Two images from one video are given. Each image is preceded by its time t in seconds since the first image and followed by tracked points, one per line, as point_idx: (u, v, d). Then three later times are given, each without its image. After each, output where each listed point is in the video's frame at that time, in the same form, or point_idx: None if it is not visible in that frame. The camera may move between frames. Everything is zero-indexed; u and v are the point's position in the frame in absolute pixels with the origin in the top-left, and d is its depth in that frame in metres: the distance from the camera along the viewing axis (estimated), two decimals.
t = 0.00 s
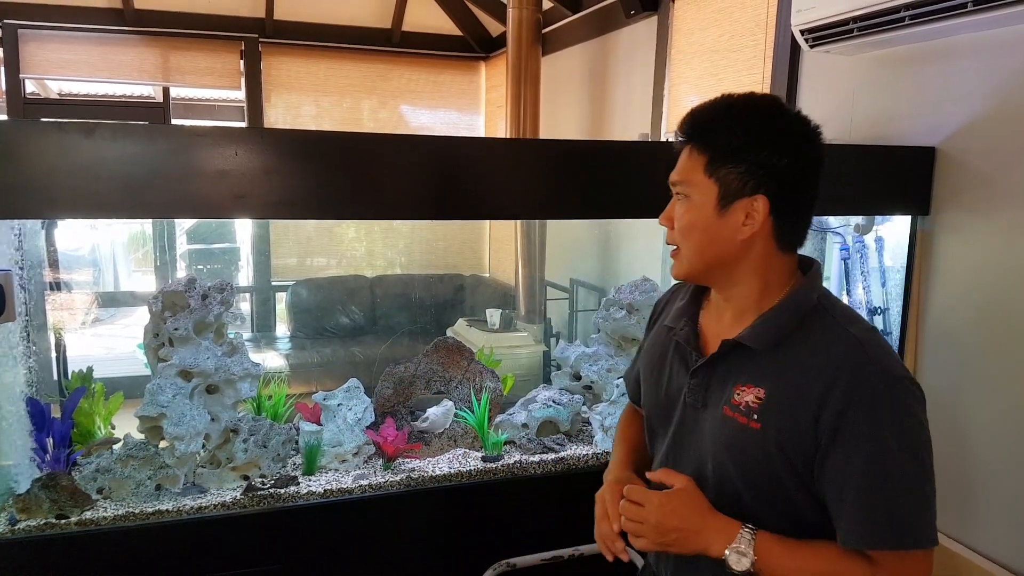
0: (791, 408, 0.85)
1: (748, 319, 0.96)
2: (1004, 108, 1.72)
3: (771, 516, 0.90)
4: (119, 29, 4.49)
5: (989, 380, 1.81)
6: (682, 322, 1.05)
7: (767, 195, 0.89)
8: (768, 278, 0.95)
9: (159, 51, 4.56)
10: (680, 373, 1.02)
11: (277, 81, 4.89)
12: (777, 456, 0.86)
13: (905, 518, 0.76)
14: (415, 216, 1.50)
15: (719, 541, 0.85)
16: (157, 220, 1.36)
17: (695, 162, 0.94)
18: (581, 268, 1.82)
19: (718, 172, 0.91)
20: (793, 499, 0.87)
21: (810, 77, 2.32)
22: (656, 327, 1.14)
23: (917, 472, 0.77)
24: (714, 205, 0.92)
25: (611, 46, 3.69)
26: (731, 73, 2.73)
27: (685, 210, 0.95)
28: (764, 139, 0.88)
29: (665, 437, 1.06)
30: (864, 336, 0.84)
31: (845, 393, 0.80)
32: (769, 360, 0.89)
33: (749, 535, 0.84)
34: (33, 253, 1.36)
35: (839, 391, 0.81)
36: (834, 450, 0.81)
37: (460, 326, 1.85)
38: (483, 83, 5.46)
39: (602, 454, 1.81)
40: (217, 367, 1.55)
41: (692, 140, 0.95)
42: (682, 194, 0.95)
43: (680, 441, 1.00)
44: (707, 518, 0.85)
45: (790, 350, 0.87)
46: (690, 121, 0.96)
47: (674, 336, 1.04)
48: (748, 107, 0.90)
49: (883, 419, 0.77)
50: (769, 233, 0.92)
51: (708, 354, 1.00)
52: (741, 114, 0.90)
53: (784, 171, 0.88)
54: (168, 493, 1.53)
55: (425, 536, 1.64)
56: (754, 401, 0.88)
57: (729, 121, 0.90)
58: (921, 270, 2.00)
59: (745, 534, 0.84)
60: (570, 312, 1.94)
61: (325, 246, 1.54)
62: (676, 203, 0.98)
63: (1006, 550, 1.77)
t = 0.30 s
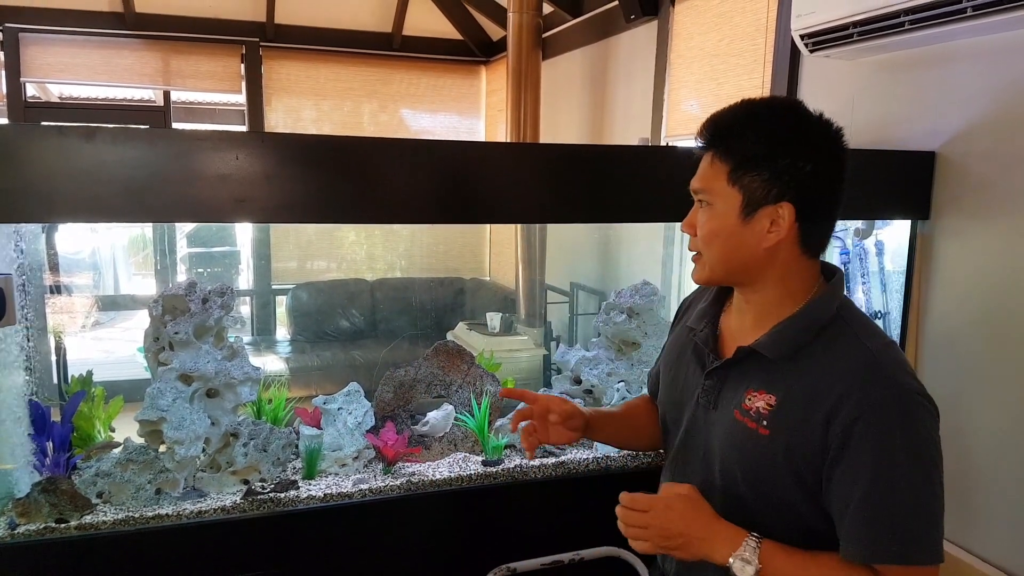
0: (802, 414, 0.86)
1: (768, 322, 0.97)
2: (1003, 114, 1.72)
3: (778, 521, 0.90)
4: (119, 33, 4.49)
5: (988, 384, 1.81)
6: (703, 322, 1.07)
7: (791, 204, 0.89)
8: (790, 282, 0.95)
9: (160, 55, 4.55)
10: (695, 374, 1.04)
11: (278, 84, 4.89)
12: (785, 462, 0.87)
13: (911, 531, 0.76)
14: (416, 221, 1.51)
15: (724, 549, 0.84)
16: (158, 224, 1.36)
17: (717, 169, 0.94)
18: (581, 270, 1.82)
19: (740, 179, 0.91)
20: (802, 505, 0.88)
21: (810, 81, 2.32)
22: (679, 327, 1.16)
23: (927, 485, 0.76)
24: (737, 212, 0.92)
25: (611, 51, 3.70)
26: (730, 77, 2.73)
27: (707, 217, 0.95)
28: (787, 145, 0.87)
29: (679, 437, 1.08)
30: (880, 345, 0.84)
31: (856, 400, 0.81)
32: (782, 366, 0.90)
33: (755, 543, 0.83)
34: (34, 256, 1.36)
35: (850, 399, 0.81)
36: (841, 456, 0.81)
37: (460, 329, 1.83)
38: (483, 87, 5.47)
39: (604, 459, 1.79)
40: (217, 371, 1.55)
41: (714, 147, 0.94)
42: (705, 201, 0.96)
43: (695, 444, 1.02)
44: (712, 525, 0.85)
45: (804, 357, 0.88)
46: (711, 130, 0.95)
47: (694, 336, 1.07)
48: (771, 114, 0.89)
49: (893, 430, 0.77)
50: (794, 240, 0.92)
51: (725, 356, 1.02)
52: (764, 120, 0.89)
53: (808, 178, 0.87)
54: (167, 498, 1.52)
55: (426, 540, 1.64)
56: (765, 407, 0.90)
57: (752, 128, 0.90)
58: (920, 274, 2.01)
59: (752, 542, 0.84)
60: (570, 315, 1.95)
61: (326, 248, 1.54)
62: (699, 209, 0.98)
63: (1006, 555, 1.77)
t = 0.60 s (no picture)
0: (802, 411, 0.85)
1: (772, 326, 0.96)
2: (1001, 119, 1.72)
3: (773, 517, 0.90)
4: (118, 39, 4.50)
5: (987, 389, 1.81)
6: (703, 326, 1.06)
7: (801, 210, 0.89)
8: (794, 284, 0.95)
9: (159, 61, 4.56)
10: (696, 378, 1.04)
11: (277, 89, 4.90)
12: (784, 458, 0.87)
13: (895, 527, 0.76)
14: (415, 227, 1.51)
15: (687, 528, 0.86)
16: (158, 229, 1.36)
17: (722, 185, 0.92)
18: (580, 274, 1.83)
19: (748, 193, 0.90)
20: (798, 501, 0.88)
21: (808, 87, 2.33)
22: (678, 330, 1.16)
23: (914, 483, 0.77)
24: (747, 226, 0.91)
25: (609, 57, 3.71)
26: (728, 82, 2.74)
27: (716, 232, 0.93)
28: (791, 151, 0.87)
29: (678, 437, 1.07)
30: (880, 345, 0.84)
31: (855, 396, 0.81)
32: (784, 365, 0.89)
33: (720, 526, 0.85)
34: (33, 261, 1.36)
35: (845, 396, 0.81)
36: (833, 450, 0.81)
37: (460, 334, 1.83)
38: (482, 92, 5.49)
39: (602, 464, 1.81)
40: (216, 376, 1.55)
41: (714, 162, 0.93)
42: (711, 217, 0.94)
43: (693, 442, 1.02)
44: (681, 504, 0.88)
45: (806, 356, 0.88)
46: (710, 141, 0.94)
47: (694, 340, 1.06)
48: (771, 124, 0.89)
49: (888, 428, 0.78)
50: (801, 245, 0.92)
51: (726, 357, 1.01)
52: (765, 127, 0.89)
53: (811, 179, 0.88)
54: (166, 504, 1.52)
55: (424, 546, 1.63)
56: (767, 404, 0.89)
57: (754, 136, 0.89)
58: (919, 278, 2.01)
59: (718, 524, 0.85)
60: (569, 320, 1.95)
61: (325, 253, 1.53)
62: (703, 225, 0.96)
63: (1006, 561, 1.77)
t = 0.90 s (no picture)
0: (796, 406, 0.85)
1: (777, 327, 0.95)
2: (998, 121, 1.73)
3: (765, 510, 0.90)
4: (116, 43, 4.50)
5: (984, 390, 1.81)
6: (701, 328, 1.05)
7: (797, 218, 0.88)
8: (795, 283, 0.94)
9: (157, 65, 4.57)
10: (696, 379, 1.03)
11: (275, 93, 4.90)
12: (780, 453, 0.87)
13: (870, 520, 0.77)
14: (412, 230, 1.51)
15: (656, 507, 0.86)
16: (155, 234, 1.36)
17: (716, 213, 0.88)
18: (578, 278, 1.83)
19: (744, 216, 0.87)
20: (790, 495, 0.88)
21: (806, 90, 2.34)
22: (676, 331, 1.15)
23: (892, 477, 0.77)
24: (750, 246, 0.88)
25: (607, 60, 3.71)
26: (725, 85, 2.74)
27: (721, 256, 0.90)
28: (772, 163, 0.86)
29: (675, 435, 1.07)
30: (872, 340, 0.85)
31: (842, 389, 0.81)
32: (781, 361, 0.89)
33: (685, 506, 0.85)
34: (30, 265, 1.36)
35: (834, 390, 0.81)
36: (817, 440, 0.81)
37: (458, 337, 1.83)
38: (480, 95, 5.49)
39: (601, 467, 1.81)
40: (214, 380, 1.56)
41: (700, 191, 0.89)
42: (711, 244, 0.90)
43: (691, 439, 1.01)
44: (650, 483, 0.88)
45: (802, 352, 0.88)
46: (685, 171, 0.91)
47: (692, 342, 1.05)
48: (751, 141, 0.87)
49: (871, 421, 0.78)
50: (800, 248, 0.91)
51: (727, 357, 1.01)
52: (741, 145, 0.87)
53: (795, 184, 0.87)
54: (164, 508, 1.52)
55: (422, 550, 1.63)
56: (763, 399, 0.89)
57: (734, 156, 0.87)
58: (917, 279, 2.01)
59: (683, 503, 0.85)
60: (567, 323, 1.93)
61: (322, 257, 1.53)
62: (702, 253, 0.92)
63: (1003, 563, 1.77)
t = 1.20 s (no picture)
0: (793, 408, 0.85)
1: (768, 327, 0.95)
2: (996, 123, 1.73)
3: (764, 512, 0.90)
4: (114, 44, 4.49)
5: (983, 392, 1.82)
6: (693, 329, 1.05)
7: (794, 216, 0.88)
8: (788, 284, 0.94)
9: (155, 67, 4.56)
10: (689, 379, 1.03)
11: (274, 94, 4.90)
12: (777, 454, 0.87)
13: (870, 520, 0.76)
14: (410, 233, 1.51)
15: (659, 507, 0.85)
16: (154, 236, 1.36)
17: (715, 206, 0.88)
18: (577, 280, 1.83)
19: (743, 210, 0.87)
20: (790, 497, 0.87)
21: (804, 91, 2.34)
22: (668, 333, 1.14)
23: (893, 478, 0.77)
24: (747, 242, 0.88)
25: (605, 62, 3.71)
26: (724, 87, 2.75)
27: (717, 251, 0.89)
28: (772, 161, 0.86)
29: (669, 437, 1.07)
30: (867, 341, 0.85)
31: (838, 390, 0.81)
32: (775, 363, 0.89)
33: (688, 507, 0.84)
34: (27, 268, 1.35)
35: (829, 392, 0.82)
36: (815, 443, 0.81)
37: (457, 339, 1.83)
38: (478, 97, 5.50)
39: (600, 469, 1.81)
40: (212, 382, 1.55)
41: (699, 185, 0.89)
42: (708, 238, 0.90)
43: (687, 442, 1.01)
44: (653, 483, 0.86)
45: (798, 354, 0.88)
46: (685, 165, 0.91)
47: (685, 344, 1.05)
48: (752, 137, 0.88)
49: (871, 424, 0.78)
50: (795, 249, 0.91)
51: (719, 358, 1.01)
52: (742, 142, 0.88)
53: (793, 184, 0.88)
54: (162, 510, 1.52)
55: (420, 552, 1.63)
56: (759, 400, 0.89)
57: (735, 152, 0.87)
58: (916, 280, 2.01)
59: (686, 505, 0.84)
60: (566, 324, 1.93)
61: (321, 258, 1.53)
62: (699, 247, 0.92)
63: (1002, 565, 1.77)
